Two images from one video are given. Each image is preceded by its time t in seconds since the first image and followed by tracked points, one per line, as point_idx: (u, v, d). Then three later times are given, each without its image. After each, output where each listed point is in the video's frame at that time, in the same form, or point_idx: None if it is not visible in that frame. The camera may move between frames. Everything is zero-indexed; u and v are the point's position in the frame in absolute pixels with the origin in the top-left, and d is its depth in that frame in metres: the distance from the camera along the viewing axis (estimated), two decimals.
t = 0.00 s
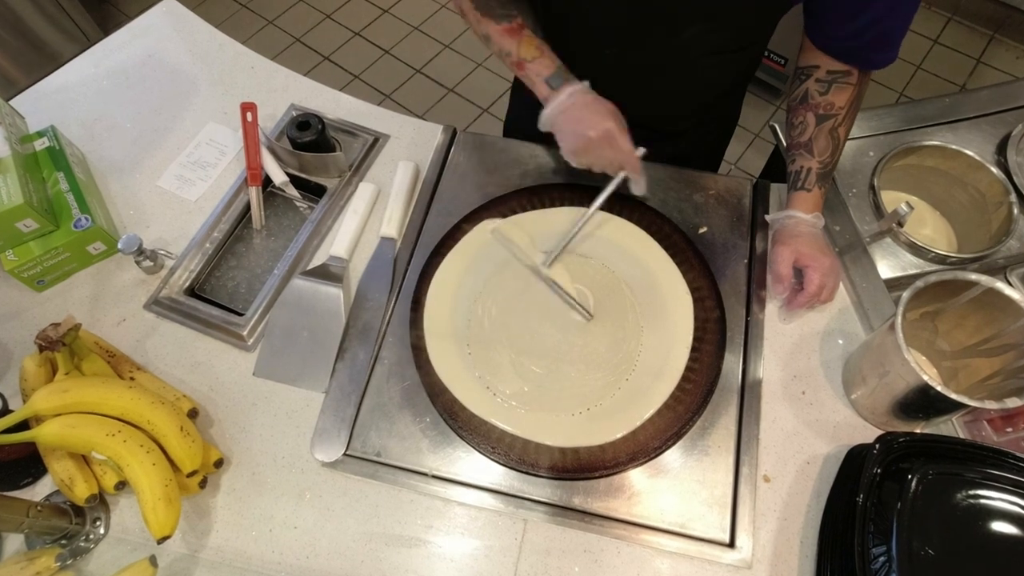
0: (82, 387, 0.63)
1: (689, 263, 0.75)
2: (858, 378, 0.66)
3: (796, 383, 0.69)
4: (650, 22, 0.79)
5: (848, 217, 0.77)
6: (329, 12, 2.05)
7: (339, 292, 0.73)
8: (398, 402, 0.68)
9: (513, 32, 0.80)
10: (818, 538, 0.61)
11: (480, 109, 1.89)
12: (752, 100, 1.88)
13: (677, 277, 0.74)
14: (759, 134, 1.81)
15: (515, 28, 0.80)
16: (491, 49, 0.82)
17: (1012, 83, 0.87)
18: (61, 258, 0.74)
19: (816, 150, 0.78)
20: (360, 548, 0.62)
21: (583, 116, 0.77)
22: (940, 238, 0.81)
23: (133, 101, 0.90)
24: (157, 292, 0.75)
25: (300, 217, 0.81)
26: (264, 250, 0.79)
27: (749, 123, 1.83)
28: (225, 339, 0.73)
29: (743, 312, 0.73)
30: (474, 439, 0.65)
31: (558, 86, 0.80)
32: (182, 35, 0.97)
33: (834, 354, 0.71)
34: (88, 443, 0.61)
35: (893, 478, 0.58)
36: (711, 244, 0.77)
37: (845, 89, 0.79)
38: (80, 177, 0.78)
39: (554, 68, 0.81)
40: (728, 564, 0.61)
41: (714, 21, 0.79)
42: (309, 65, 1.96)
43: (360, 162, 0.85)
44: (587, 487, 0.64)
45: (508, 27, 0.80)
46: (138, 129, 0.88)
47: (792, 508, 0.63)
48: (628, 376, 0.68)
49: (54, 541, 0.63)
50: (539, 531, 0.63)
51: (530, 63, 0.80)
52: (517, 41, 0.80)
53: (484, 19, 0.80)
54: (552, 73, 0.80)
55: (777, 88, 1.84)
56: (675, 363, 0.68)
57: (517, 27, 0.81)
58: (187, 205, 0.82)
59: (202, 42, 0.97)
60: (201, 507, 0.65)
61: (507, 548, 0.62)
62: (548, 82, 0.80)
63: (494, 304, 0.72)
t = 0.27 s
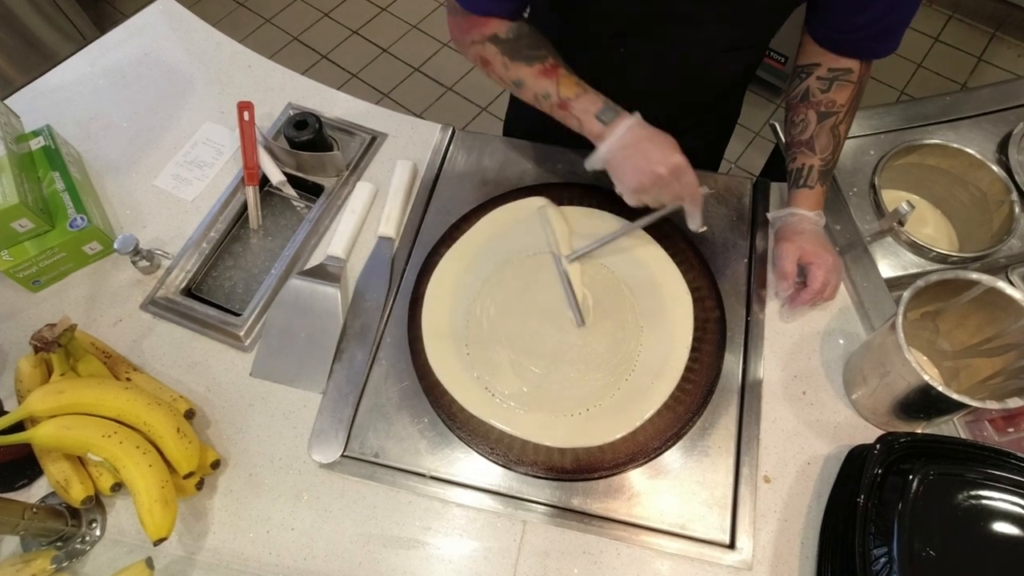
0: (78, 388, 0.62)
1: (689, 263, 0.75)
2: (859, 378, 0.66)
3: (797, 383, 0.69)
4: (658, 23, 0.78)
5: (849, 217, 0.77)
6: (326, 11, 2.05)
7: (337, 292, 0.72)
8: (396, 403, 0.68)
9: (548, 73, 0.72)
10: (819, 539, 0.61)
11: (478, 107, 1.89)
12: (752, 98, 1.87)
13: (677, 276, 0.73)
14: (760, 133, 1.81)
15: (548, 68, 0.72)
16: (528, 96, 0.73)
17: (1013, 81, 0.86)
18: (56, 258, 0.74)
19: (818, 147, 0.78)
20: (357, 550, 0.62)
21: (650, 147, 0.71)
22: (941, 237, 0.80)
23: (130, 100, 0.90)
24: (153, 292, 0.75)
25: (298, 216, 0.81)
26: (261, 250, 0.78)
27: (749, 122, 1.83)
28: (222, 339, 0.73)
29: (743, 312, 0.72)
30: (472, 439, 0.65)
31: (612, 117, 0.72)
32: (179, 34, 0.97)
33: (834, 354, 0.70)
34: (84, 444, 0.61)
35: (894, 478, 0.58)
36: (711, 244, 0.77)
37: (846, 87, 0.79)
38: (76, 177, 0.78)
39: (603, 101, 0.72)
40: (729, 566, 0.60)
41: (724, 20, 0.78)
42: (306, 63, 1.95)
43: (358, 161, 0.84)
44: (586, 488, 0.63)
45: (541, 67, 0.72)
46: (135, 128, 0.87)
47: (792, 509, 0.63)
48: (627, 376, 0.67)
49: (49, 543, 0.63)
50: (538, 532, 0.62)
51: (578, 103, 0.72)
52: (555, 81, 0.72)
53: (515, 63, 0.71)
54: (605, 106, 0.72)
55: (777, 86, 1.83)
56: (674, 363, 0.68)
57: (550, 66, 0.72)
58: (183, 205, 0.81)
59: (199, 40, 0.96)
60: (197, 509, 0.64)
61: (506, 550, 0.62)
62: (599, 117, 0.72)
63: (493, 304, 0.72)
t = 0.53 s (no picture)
0: (73, 388, 0.62)
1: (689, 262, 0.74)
2: (861, 378, 0.65)
3: (798, 383, 0.68)
4: (670, 25, 0.76)
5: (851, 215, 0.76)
6: (324, 8, 2.04)
7: (336, 290, 0.72)
8: (394, 403, 0.67)
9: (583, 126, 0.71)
10: (820, 540, 0.61)
11: (477, 105, 1.88)
12: (752, 96, 1.87)
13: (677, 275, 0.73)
14: (760, 131, 1.80)
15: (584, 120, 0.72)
16: (562, 150, 0.73)
17: (1016, 79, 0.86)
18: (51, 257, 0.73)
19: (821, 144, 0.78)
20: (355, 551, 0.61)
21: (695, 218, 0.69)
22: (944, 236, 0.80)
23: (126, 97, 0.89)
24: (150, 291, 0.74)
25: (295, 215, 0.80)
26: (259, 249, 0.78)
27: (750, 120, 1.83)
28: (219, 339, 0.72)
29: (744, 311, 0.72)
30: (471, 439, 0.64)
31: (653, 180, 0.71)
32: (176, 30, 0.96)
33: (836, 354, 0.70)
34: (79, 445, 0.60)
35: (896, 479, 0.58)
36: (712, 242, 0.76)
37: (849, 84, 0.79)
38: (71, 175, 0.77)
39: (641, 161, 0.71)
40: (730, 567, 0.60)
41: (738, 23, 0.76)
42: (304, 61, 1.94)
43: (356, 159, 0.84)
44: (587, 488, 0.63)
45: (576, 122, 0.72)
46: (131, 126, 0.87)
47: (794, 510, 0.62)
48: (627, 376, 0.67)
49: (44, 544, 0.62)
50: (538, 533, 0.62)
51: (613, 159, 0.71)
52: (592, 134, 0.71)
53: (547, 111, 0.72)
54: (641, 165, 0.71)
55: (778, 84, 1.83)
56: (675, 363, 0.67)
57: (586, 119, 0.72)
58: (180, 203, 0.81)
59: (195, 37, 0.95)
60: (194, 510, 0.64)
61: (505, 551, 0.61)
62: (637, 177, 0.71)
63: (492, 303, 0.71)
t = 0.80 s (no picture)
0: (69, 388, 0.61)
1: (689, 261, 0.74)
2: (862, 378, 0.65)
3: (799, 383, 0.68)
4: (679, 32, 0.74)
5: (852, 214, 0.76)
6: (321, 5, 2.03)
7: (333, 290, 0.71)
8: (392, 403, 0.67)
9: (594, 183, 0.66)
10: (821, 540, 0.60)
11: (476, 103, 1.87)
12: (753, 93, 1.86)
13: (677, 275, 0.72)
14: (760, 129, 1.80)
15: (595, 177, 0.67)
16: (568, 204, 0.68)
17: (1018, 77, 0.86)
18: (47, 256, 0.73)
19: (823, 142, 0.78)
20: (353, 552, 0.61)
21: (694, 303, 0.63)
22: (945, 235, 0.79)
23: (121, 95, 0.89)
24: (146, 291, 0.74)
25: (293, 213, 0.80)
26: (256, 247, 0.77)
27: (750, 118, 1.82)
28: (216, 339, 0.72)
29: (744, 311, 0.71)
30: (469, 440, 0.64)
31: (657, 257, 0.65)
32: (171, 27, 0.95)
33: (836, 353, 0.70)
34: (75, 445, 0.59)
35: (897, 479, 0.57)
36: (712, 241, 0.76)
37: (852, 82, 0.79)
38: (67, 173, 0.77)
39: (648, 236, 0.65)
40: (730, 568, 0.59)
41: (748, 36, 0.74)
42: (302, 58, 1.94)
43: (353, 157, 0.83)
44: (586, 488, 0.62)
45: (587, 178, 0.66)
46: (127, 124, 0.86)
47: (794, 510, 0.62)
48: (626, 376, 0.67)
49: (40, 546, 0.61)
50: (536, 534, 0.61)
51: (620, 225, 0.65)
52: (602, 195, 0.66)
53: (559, 159, 0.67)
54: (648, 241, 0.65)
55: (778, 81, 1.83)
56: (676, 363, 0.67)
57: (599, 178, 0.67)
58: (176, 201, 0.80)
59: (191, 34, 0.95)
60: (191, 511, 0.63)
61: (504, 552, 0.61)
62: (640, 253, 0.65)
63: (491, 303, 0.71)
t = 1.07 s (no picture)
0: (64, 388, 0.61)
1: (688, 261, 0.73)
2: (862, 378, 0.65)
3: (799, 383, 0.68)
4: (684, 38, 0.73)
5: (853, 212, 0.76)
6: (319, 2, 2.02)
7: (331, 289, 0.71)
8: (390, 403, 0.66)
9: (572, 226, 0.64)
10: (821, 541, 0.60)
11: (474, 101, 1.87)
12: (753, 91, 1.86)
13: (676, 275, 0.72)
14: (761, 127, 1.80)
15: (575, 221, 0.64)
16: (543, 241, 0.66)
17: (1018, 74, 0.85)
18: (41, 256, 0.72)
19: (826, 141, 0.77)
20: (350, 554, 0.60)
21: (647, 370, 0.61)
22: (946, 233, 0.79)
23: (117, 93, 0.88)
24: (141, 290, 0.73)
25: (289, 212, 0.79)
26: (252, 246, 0.77)
27: (750, 116, 1.82)
28: (212, 339, 0.71)
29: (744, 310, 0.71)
30: (466, 440, 0.63)
31: (617, 321, 0.62)
32: (167, 24, 0.95)
33: (837, 353, 0.69)
34: (69, 446, 0.59)
35: (898, 480, 0.57)
36: (712, 240, 0.75)
37: (855, 82, 0.79)
38: (61, 171, 0.76)
39: (611, 296, 0.62)
40: (730, 569, 0.59)
41: (751, 40, 0.73)
42: (299, 56, 1.93)
43: (351, 156, 0.83)
44: (585, 489, 0.62)
45: (567, 222, 0.64)
46: (122, 122, 0.85)
47: (794, 511, 0.62)
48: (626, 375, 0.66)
49: (34, 547, 0.61)
50: (535, 535, 0.61)
51: (584, 277, 0.63)
52: (576, 242, 0.64)
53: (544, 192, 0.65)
54: (609, 302, 0.62)
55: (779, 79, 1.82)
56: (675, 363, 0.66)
57: (577, 223, 0.64)
58: (172, 200, 0.80)
59: (187, 32, 0.94)
60: (187, 513, 0.63)
61: (502, 553, 0.60)
62: (599, 313, 0.62)
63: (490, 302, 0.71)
